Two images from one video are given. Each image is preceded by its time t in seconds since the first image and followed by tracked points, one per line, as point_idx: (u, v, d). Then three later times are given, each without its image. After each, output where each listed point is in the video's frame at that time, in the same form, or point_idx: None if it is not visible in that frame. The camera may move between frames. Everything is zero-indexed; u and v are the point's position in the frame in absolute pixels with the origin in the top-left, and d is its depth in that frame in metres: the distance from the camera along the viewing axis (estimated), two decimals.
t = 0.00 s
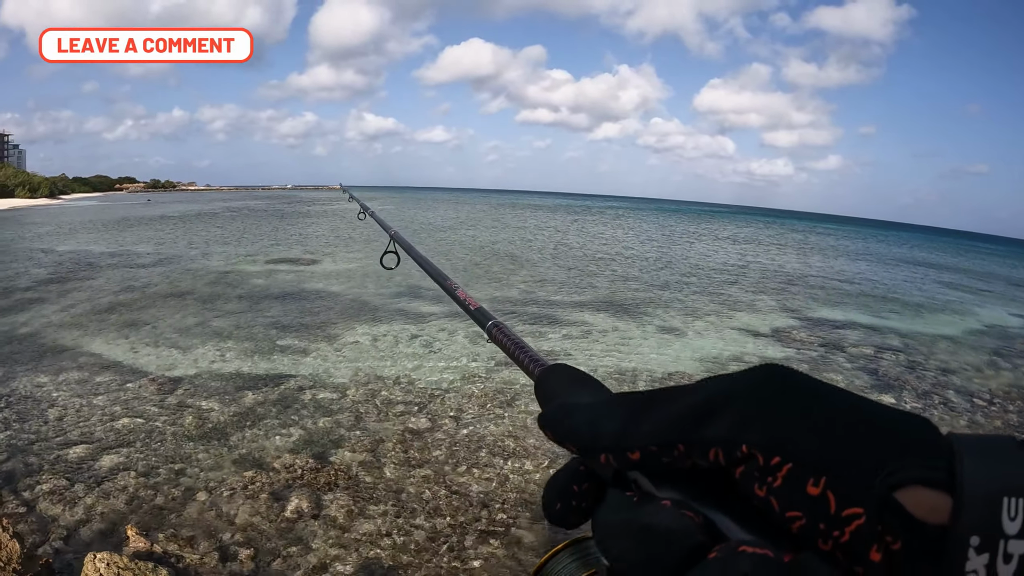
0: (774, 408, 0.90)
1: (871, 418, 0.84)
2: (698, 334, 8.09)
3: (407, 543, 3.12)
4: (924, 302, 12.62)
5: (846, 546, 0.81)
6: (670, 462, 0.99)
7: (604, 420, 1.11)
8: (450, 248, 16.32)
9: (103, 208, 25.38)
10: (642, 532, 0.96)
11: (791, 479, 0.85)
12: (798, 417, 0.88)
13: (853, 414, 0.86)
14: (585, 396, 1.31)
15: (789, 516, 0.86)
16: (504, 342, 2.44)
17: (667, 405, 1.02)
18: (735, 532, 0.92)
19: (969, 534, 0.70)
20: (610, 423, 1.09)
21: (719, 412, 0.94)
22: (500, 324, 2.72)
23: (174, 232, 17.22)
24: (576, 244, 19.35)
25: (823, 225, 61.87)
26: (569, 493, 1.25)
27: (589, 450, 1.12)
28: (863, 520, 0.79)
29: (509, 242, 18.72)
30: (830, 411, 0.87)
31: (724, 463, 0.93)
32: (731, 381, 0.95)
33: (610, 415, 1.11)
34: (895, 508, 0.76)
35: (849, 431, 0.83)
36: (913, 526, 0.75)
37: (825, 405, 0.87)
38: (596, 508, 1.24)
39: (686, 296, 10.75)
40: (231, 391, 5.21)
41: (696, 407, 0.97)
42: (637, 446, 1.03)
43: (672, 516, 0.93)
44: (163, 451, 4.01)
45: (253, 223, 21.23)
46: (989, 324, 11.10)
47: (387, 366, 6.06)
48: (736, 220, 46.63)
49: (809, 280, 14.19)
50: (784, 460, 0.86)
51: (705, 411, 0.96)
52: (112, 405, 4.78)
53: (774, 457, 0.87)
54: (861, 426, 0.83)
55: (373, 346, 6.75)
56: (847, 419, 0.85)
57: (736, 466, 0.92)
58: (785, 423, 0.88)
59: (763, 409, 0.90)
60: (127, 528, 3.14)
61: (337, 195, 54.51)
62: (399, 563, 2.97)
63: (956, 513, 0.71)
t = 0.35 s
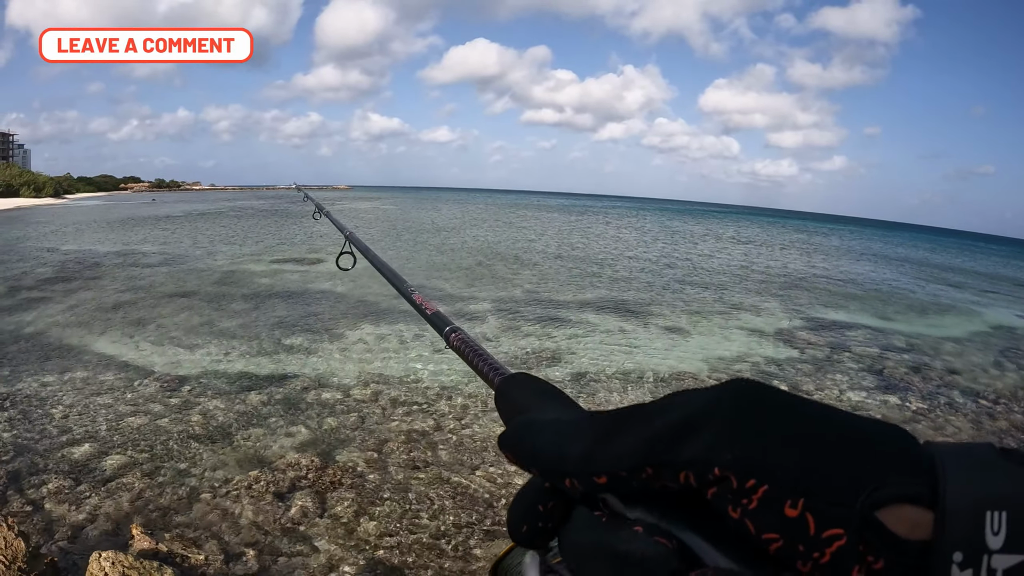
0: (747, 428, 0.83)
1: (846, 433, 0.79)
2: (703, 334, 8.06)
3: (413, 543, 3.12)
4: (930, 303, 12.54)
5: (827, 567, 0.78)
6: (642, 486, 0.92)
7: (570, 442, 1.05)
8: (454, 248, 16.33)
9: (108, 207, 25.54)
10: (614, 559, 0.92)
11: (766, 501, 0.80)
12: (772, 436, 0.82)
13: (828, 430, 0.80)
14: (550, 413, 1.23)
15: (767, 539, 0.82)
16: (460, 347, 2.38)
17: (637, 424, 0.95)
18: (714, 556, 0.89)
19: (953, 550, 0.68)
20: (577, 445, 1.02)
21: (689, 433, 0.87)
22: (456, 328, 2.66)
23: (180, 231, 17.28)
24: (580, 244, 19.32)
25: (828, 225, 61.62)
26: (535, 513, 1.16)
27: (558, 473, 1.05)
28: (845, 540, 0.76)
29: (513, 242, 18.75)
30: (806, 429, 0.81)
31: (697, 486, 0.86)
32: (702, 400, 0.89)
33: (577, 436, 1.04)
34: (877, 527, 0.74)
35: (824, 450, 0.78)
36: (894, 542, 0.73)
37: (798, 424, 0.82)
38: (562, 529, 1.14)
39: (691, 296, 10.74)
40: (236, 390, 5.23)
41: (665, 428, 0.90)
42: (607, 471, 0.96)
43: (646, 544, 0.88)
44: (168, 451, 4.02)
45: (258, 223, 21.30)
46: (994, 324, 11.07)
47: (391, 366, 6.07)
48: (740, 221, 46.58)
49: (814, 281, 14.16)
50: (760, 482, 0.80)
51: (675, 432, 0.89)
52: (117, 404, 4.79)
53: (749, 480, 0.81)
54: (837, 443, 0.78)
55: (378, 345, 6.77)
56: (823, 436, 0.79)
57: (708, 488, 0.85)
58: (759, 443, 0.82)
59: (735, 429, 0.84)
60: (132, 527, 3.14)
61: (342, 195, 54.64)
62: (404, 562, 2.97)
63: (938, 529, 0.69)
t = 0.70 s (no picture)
0: (731, 418, 0.85)
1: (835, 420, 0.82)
2: (707, 333, 8.04)
3: (415, 542, 3.11)
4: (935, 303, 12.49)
5: (822, 555, 0.80)
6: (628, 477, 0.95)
7: (552, 435, 1.06)
8: (457, 246, 16.32)
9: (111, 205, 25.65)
10: (605, 558, 0.97)
11: (758, 488, 0.82)
12: (759, 423, 0.84)
13: (816, 417, 0.83)
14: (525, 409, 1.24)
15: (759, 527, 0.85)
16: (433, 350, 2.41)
17: (621, 416, 0.97)
18: (702, 549, 0.94)
19: (950, 531, 0.69)
20: (558, 439, 1.04)
21: (673, 425, 0.90)
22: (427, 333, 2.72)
23: (184, 229, 17.32)
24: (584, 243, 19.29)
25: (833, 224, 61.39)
26: (517, 513, 1.23)
27: (540, 468, 1.06)
28: (839, 526, 0.77)
29: (515, 241, 18.74)
30: (790, 419, 0.83)
31: (686, 476, 0.89)
32: (684, 390, 0.90)
33: (557, 430, 1.05)
34: (871, 512, 0.75)
35: (812, 436, 0.81)
36: (887, 527, 0.75)
37: (781, 413, 0.84)
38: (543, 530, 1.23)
39: (694, 295, 10.72)
40: (239, 389, 5.24)
41: (648, 420, 0.92)
42: (592, 464, 0.98)
43: (632, 539, 0.94)
44: (171, 449, 4.03)
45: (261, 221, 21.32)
46: (998, 324, 11.02)
47: (394, 364, 6.08)
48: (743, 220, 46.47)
49: (817, 280, 14.12)
50: (751, 469, 0.82)
51: (658, 424, 0.91)
52: (120, 402, 4.81)
53: (740, 467, 0.83)
54: (826, 429, 0.81)
55: (381, 344, 6.78)
56: (812, 424, 0.82)
57: (697, 478, 0.88)
58: (747, 431, 0.84)
59: (719, 420, 0.86)
60: (135, 526, 3.15)
61: (344, 194, 54.67)
62: (407, 561, 2.97)
63: (934, 510, 0.70)
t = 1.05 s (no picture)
0: (727, 420, 0.85)
1: (831, 425, 0.80)
2: (709, 332, 8.03)
3: (418, 541, 3.12)
4: (938, 302, 12.47)
5: (810, 560, 0.78)
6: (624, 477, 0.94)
7: (552, 432, 1.05)
8: (460, 245, 16.35)
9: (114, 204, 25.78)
10: (597, 553, 0.95)
11: (749, 490, 0.81)
12: (754, 426, 0.84)
13: (811, 421, 0.81)
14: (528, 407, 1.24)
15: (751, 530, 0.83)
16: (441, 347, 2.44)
17: (621, 417, 0.97)
18: (693, 550, 0.91)
19: (938, 540, 0.68)
20: (558, 437, 1.03)
21: (670, 425, 0.89)
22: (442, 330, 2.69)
23: (187, 228, 17.35)
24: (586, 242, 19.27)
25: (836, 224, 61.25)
26: (516, 509, 1.17)
27: (537, 465, 1.05)
28: (826, 531, 0.76)
29: (517, 240, 18.78)
30: (782, 422, 0.82)
31: (681, 477, 0.88)
32: (682, 391, 0.91)
33: (558, 427, 1.05)
34: (859, 516, 0.73)
35: (808, 437, 0.80)
36: (875, 533, 0.73)
37: (776, 416, 0.83)
38: (543, 527, 1.17)
39: (696, 294, 10.73)
40: (241, 388, 5.25)
41: (647, 420, 0.92)
42: (590, 462, 0.97)
43: (625, 536, 0.92)
44: (174, 448, 4.04)
45: (264, 220, 21.39)
46: (1001, 324, 10.99)
47: (396, 363, 6.09)
48: (745, 219, 46.46)
49: (820, 279, 14.10)
50: (743, 472, 0.82)
51: (656, 424, 0.90)
52: (122, 401, 4.83)
53: (732, 469, 0.83)
54: (819, 433, 0.79)
55: (383, 343, 6.79)
56: (807, 426, 0.81)
57: (692, 479, 0.87)
58: (742, 433, 0.83)
59: (716, 421, 0.86)
60: (138, 524, 3.16)
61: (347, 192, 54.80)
62: (409, 560, 2.97)
63: (921, 518, 0.69)
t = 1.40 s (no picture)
0: (713, 458, 0.83)
1: (814, 459, 0.79)
2: (711, 331, 8.02)
3: (420, 542, 3.12)
4: (940, 302, 12.45)
5: None
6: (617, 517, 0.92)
7: (545, 475, 1.04)
8: (462, 245, 16.36)
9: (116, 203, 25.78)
10: None
11: (737, 527, 0.80)
12: (740, 463, 0.82)
13: (794, 456, 0.80)
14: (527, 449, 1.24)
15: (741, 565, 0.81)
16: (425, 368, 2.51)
17: (608, 456, 0.95)
18: None
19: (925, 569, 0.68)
20: (550, 479, 1.02)
21: (657, 464, 0.87)
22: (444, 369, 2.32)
23: (190, 227, 17.37)
24: (588, 241, 19.26)
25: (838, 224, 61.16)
26: (517, 549, 1.14)
27: (532, 505, 1.04)
28: (815, 564, 0.75)
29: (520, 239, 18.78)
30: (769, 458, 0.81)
31: (670, 516, 0.86)
32: (665, 430, 0.89)
33: (550, 468, 1.04)
34: (846, 547, 0.73)
35: (794, 472, 0.78)
36: (863, 563, 0.73)
37: (760, 451, 0.81)
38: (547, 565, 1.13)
39: (698, 293, 10.72)
40: (244, 387, 5.25)
41: (634, 461, 0.90)
42: (581, 503, 0.95)
43: None
44: (176, 447, 4.05)
45: (266, 218, 21.41)
46: (1004, 323, 10.97)
47: (398, 362, 6.09)
48: (747, 218, 46.41)
49: (823, 279, 14.08)
50: (729, 510, 0.80)
51: (643, 464, 0.89)
52: (125, 400, 4.83)
53: (720, 508, 0.81)
54: (803, 468, 0.78)
55: (386, 342, 6.79)
56: (792, 462, 0.79)
57: (681, 518, 0.86)
58: (728, 471, 0.81)
59: (701, 459, 0.84)
60: (141, 523, 3.17)
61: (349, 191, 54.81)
62: (412, 560, 2.97)
63: (910, 547, 0.69)
